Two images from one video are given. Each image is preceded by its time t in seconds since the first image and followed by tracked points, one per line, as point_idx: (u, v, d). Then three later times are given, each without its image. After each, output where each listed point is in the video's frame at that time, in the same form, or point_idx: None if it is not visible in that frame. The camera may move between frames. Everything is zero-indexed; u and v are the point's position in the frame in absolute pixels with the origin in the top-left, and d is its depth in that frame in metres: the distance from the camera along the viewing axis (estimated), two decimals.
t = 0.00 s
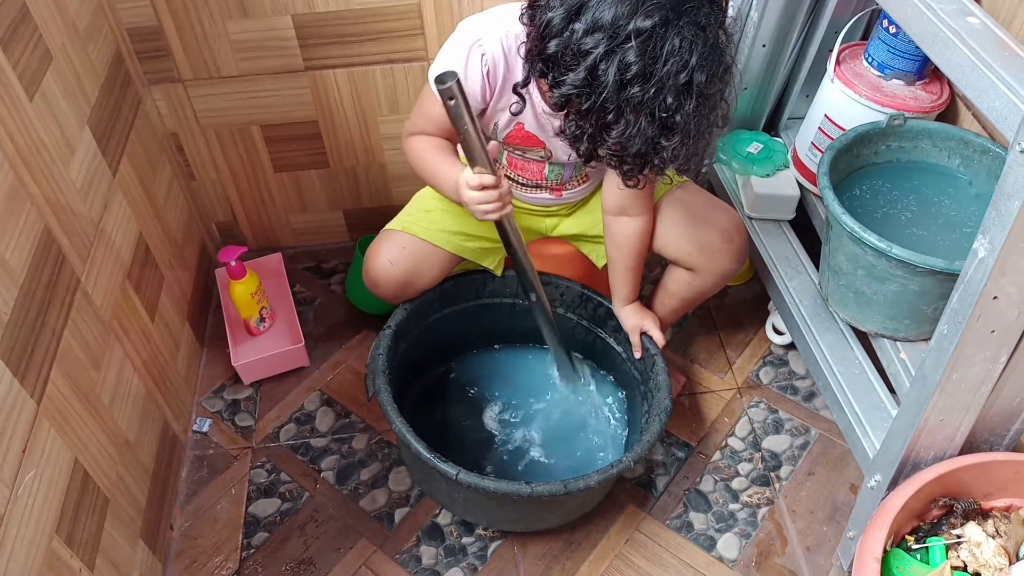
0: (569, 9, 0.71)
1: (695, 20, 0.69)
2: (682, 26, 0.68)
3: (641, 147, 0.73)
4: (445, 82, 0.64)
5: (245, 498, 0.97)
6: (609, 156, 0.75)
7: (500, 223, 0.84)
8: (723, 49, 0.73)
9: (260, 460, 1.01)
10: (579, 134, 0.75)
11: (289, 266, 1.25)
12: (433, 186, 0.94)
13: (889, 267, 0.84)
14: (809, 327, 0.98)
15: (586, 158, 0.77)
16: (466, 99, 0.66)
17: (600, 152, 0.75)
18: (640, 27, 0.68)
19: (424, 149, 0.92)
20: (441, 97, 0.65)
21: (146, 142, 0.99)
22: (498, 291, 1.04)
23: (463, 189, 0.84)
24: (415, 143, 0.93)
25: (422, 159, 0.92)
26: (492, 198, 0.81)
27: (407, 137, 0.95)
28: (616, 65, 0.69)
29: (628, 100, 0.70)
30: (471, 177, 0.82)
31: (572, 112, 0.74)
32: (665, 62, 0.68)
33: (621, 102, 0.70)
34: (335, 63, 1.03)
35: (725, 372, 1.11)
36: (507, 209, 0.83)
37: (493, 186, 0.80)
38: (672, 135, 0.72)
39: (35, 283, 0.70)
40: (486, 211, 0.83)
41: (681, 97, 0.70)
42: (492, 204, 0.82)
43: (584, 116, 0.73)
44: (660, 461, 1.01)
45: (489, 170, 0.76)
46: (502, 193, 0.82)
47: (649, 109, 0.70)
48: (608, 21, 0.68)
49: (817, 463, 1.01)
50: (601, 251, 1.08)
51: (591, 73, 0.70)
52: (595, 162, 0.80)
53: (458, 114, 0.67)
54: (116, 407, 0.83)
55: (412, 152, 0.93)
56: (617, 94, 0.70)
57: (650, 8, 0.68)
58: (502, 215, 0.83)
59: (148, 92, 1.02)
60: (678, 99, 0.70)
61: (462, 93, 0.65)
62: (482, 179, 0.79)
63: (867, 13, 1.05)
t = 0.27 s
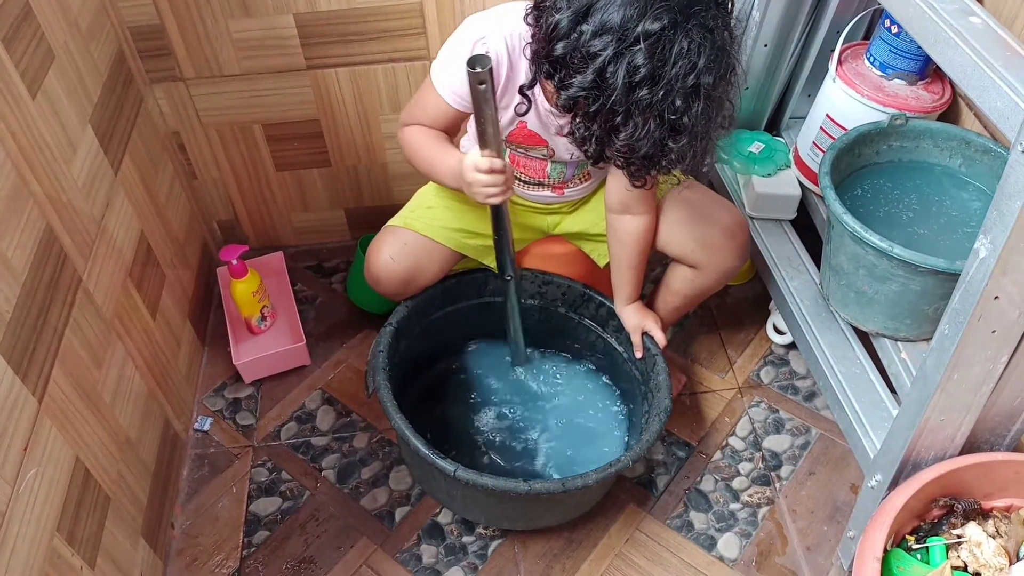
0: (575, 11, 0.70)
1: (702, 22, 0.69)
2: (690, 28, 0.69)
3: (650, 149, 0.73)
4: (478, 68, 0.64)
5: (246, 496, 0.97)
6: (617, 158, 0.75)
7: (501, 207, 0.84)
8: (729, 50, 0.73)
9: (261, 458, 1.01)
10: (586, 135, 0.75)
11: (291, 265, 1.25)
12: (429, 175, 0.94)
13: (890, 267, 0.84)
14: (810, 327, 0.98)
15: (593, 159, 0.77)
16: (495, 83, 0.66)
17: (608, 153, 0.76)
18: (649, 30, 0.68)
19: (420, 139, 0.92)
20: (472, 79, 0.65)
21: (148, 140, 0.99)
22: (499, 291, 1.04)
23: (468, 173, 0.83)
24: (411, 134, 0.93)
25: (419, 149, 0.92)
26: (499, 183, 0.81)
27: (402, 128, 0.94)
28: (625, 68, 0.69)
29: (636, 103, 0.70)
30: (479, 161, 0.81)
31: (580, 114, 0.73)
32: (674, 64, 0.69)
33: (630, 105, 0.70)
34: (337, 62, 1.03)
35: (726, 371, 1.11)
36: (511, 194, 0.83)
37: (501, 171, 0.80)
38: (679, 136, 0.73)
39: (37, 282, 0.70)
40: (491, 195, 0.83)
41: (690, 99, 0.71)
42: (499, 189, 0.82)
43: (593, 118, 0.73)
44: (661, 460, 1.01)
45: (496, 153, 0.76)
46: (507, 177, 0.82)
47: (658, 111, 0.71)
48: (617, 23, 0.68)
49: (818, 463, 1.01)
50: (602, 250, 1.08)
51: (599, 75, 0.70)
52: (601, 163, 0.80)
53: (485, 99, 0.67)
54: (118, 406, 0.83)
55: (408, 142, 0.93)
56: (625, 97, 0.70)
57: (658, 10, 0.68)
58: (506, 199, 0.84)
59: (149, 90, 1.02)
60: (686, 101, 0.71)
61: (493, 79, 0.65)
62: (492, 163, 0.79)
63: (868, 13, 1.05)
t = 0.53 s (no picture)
0: (583, 19, 0.70)
1: (710, 30, 0.69)
2: (698, 36, 0.68)
3: (658, 157, 0.73)
4: (474, 83, 0.64)
5: (247, 495, 0.98)
6: (625, 165, 0.75)
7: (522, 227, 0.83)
8: (736, 58, 0.73)
9: (262, 457, 1.01)
10: (594, 143, 0.75)
11: (292, 264, 1.25)
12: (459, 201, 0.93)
13: (891, 266, 0.84)
14: (810, 326, 0.98)
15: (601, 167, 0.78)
16: (494, 99, 0.65)
17: (616, 161, 0.76)
18: (658, 38, 0.67)
19: (445, 164, 0.92)
20: (469, 97, 0.65)
21: (149, 138, 0.99)
22: (502, 292, 1.04)
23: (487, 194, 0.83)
24: (435, 161, 0.92)
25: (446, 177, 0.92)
26: (517, 202, 0.81)
27: (426, 154, 0.94)
28: (634, 77, 0.68)
29: (645, 111, 0.70)
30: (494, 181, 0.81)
31: (588, 122, 0.73)
32: (682, 73, 0.69)
33: (639, 113, 0.70)
34: (338, 61, 1.03)
35: (726, 370, 1.11)
36: (531, 212, 0.82)
37: (515, 189, 0.79)
38: (687, 144, 0.72)
39: (38, 281, 0.70)
40: (509, 216, 0.82)
41: (698, 107, 0.71)
42: (516, 209, 0.81)
43: (601, 126, 0.73)
44: (661, 459, 1.01)
45: (513, 174, 0.75)
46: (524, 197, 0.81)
47: (667, 119, 0.71)
48: (625, 31, 0.68)
49: (819, 462, 1.01)
50: (603, 249, 1.07)
51: (608, 84, 0.69)
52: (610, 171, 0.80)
53: (485, 114, 0.66)
54: (119, 405, 0.84)
55: (434, 169, 0.93)
56: (634, 106, 0.70)
57: (667, 18, 0.67)
58: (526, 217, 0.83)
59: (150, 90, 1.02)
60: (694, 109, 0.70)
61: (490, 94, 0.65)
62: (505, 181, 0.78)
63: (869, 12, 1.05)
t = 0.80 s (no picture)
0: (582, 28, 0.70)
1: (708, 36, 0.69)
2: (697, 43, 0.68)
3: (658, 164, 0.73)
4: (479, 73, 0.64)
5: (246, 494, 0.98)
6: (625, 171, 0.75)
7: (527, 233, 0.81)
8: (734, 62, 0.73)
9: (261, 455, 1.01)
10: (594, 149, 0.75)
11: (290, 263, 1.25)
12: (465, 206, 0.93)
13: (889, 263, 0.84)
14: (809, 323, 0.99)
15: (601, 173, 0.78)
16: (497, 91, 0.66)
17: (616, 167, 0.76)
18: (657, 46, 0.67)
19: (448, 167, 0.92)
20: (473, 88, 0.66)
21: (147, 137, 0.99)
22: (501, 292, 1.05)
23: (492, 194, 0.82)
24: (441, 165, 0.93)
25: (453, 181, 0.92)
26: (522, 202, 0.79)
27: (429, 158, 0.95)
28: (634, 85, 0.68)
29: (645, 119, 0.70)
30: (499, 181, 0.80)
31: (588, 129, 0.73)
32: (682, 80, 0.69)
33: (639, 121, 0.70)
34: (336, 60, 1.03)
35: (724, 368, 1.11)
36: (536, 216, 0.80)
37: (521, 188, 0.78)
38: (687, 149, 0.73)
39: (36, 280, 0.70)
40: (514, 217, 0.81)
41: (696, 113, 0.71)
42: (521, 209, 0.80)
43: (601, 133, 0.72)
44: (660, 457, 1.02)
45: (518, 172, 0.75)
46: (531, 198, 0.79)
47: (667, 127, 0.71)
48: (625, 39, 0.68)
49: (817, 459, 1.01)
50: (602, 248, 1.08)
51: (608, 92, 0.69)
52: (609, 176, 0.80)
53: (489, 108, 0.67)
54: (118, 403, 0.84)
55: (440, 174, 0.93)
56: (634, 113, 0.70)
57: (666, 26, 0.67)
58: (531, 221, 0.80)
59: (149, 88, 1.02)
60: (693, 116, 0.71)
61: (494, 86, 0.66)
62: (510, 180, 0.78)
63: (867, 10, 1.06)
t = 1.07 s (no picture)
0: (579, 23, 0.70)
1: (705, 33, 0.69)
2: (693, 39, 0.69)
3: (653, 160, 0.73)
4: (459, 85, 0.65)
5: (247, 493, 0.98)
6: (621, 166, 0.75)
7: (502, 220, 0.86)
8: (731, 60, 0.73)
9: (261, 455, 1.01)
10: (590, 146, 0.75)
11: (291, 263, 1.25)
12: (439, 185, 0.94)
13: (889, 264, 0.84)
14: (809, 323, 0.99)
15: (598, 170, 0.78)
16: (479, 101, 0.66)
17: (612, 163, 0.76)
18: (653, 41, 0.68)
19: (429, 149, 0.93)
20: (454, 98, 0.66)
21: (148, 137, 0.99)
22: (500, 292, 1.04)
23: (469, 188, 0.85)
24: (420, 144, 0.93)
25: (427, 160, 0.93)
26: (497, 197, 0.82)
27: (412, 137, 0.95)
28: (630, 80, 0.69)
29: (641, 114, 0.70)
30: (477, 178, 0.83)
31: (583, 125, 0.73)
32: (678, 76, 0.69)
33: (635, 116, 0.70)
34: (337, 59, 1.03)
35: (724, 368, 1.12)
36: (510, 208, 0.84)
37: (498, 184, 0.81)
38: (683, 146, 0.73)
39: (37, 278, 0.70)
40: (490, 209, 0.84)
41: (692, 110, 0.71)
42: (496, 203, 0.83)
43: (597, 129, 0.73)
44: (660, 457, 1.02)
45: (494, 168, 0.78)
46: (506, 192, 0.83)
47: (663, 123, 0.71)
48: (622, 34, 0.68)
49: (817, 459, 1.01)
50: (600, 248, 1.08)
51: (605, 87, 0.70)
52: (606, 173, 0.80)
53: (471, 115, 0.67)
54: (118, 403, 0.84)
55: (416, 152, 0.94)
56: (630, 109, 0.70)
57: (662, 22, 0.68)
58: (505, 212, 0.84)
59: (150, 88, 1.02)
60: (689, 113, 0.71)
61: (476, 96, 0.66)
62: (487, 178, 0.80)
63: (866, 10, 1.06)
